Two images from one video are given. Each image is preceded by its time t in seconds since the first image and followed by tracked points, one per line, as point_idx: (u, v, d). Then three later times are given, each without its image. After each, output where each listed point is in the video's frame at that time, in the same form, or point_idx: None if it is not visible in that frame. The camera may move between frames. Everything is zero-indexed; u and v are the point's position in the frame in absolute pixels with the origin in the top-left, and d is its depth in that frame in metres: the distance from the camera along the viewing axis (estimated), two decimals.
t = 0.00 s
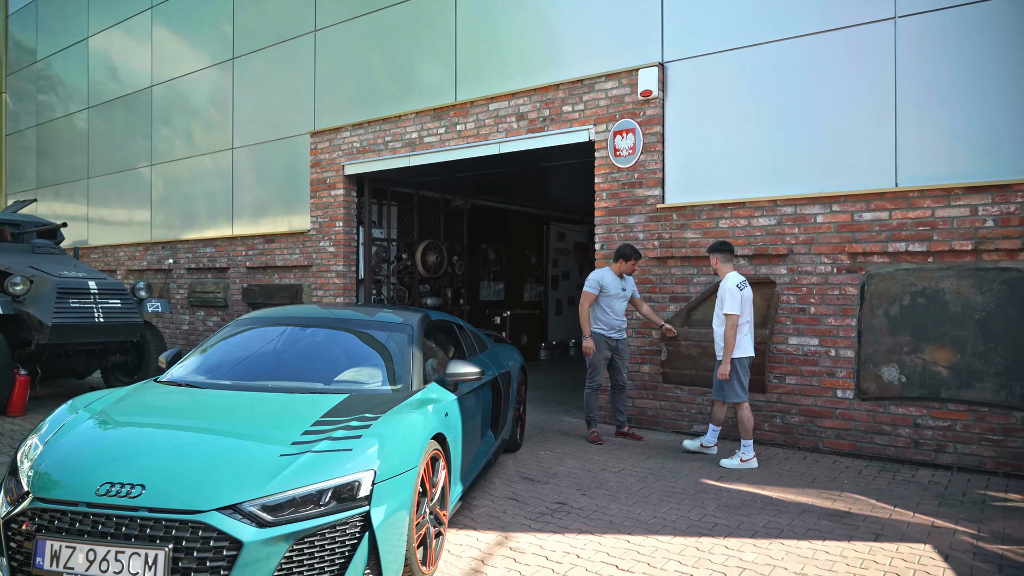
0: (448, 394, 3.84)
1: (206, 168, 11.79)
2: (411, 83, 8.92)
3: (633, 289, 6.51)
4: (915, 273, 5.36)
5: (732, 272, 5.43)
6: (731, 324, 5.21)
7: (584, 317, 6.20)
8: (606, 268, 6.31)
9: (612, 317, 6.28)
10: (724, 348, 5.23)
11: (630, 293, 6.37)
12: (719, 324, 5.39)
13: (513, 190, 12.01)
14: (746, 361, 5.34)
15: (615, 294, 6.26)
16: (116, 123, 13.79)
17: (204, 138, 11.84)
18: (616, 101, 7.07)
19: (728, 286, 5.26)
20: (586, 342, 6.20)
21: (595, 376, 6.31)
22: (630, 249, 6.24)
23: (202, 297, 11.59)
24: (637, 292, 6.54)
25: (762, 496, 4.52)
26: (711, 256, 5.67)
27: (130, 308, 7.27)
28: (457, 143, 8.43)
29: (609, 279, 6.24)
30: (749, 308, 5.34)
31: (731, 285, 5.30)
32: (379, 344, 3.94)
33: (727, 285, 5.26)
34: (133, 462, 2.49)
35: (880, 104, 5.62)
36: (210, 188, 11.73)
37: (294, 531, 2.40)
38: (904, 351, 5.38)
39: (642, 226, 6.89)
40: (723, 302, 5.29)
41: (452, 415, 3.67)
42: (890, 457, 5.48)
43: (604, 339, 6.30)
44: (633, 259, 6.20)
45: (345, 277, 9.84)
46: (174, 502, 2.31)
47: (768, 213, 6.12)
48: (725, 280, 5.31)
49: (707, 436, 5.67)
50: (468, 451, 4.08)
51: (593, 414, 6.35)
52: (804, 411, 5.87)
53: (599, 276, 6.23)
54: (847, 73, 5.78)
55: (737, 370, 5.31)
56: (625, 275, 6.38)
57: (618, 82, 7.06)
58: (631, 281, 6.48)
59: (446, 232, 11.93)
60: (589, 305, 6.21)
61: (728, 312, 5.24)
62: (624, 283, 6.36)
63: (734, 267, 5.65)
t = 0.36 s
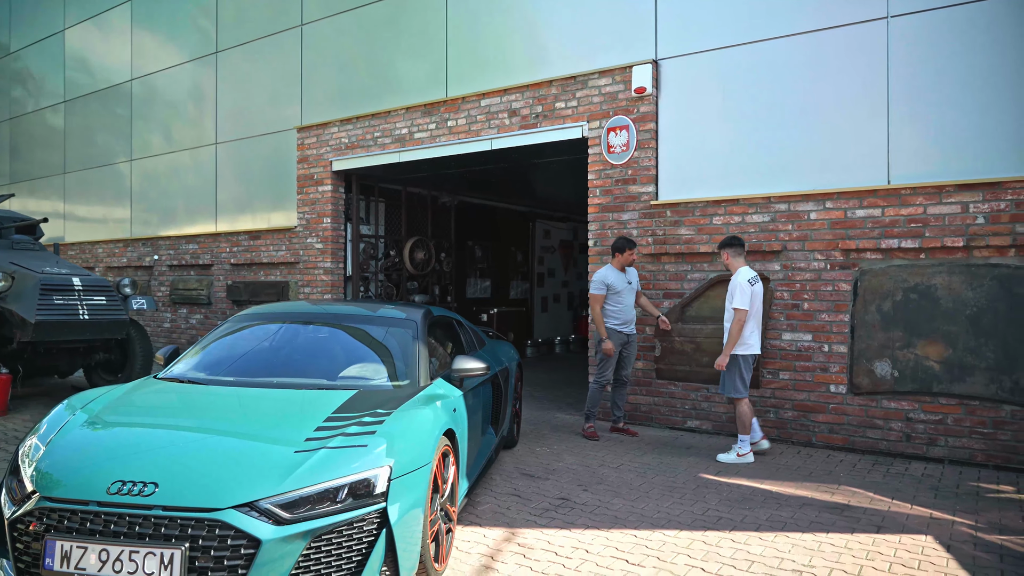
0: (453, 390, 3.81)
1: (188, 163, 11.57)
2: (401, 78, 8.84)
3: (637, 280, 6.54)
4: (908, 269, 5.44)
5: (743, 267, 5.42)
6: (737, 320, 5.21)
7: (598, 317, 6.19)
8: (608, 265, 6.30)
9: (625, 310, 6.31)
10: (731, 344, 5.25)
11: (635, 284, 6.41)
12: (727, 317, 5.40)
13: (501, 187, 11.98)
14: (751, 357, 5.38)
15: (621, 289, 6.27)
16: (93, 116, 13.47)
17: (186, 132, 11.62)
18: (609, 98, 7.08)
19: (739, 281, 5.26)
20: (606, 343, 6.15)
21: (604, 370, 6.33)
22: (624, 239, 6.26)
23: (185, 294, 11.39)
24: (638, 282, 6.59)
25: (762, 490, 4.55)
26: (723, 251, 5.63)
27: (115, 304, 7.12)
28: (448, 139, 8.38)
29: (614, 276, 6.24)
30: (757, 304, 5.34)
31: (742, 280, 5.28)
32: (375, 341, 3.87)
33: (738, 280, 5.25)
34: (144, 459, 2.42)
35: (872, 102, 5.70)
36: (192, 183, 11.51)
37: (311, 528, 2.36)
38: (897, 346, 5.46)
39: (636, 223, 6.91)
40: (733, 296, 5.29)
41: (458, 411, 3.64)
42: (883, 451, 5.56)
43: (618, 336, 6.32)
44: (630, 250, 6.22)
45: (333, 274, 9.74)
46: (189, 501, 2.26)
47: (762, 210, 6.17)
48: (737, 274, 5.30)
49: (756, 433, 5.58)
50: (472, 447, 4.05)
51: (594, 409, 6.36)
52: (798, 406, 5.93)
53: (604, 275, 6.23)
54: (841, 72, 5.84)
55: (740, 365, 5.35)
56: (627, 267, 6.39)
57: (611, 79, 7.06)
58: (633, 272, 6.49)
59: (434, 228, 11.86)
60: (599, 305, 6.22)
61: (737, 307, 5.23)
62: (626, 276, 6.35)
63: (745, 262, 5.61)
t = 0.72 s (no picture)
0: (457, 388, 3.79)
1: (165, 159, 11.32)
2: (388, 76, 8.76)
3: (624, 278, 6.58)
4: (895, 268, 5.55)
5: (755, 267, 5.48)
6: (749, 319, 5.24)
7: (597, 317, 6.14)
8: (596, 265, 6.30)
9: (617, 310, 6.35)
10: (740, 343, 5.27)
11: (624, 282, 6.44)
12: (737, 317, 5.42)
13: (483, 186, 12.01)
14: (761, 356, 5.41)
15: (613, 288, 6.30)
16: (65, 111, 13.09)
17: (164, 128, 11.37)
18: (600, 97, 7.10)
19: (750, 281, 5.30)
20: (610, 339, 6.15)
21: (598, 369, 6.33)
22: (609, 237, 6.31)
23: (163, 293, 11.16)
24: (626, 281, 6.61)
25: (758, 486, 4.60)
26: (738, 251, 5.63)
27: (96, 304, 6.95)
28: (436, 138, 8.33)
29: (604, 275, 6.25)
30: (767, 305, 5.39)
31: (753, 280, 5.33)
32: (371, 343, 3.80)
33: (750, 280, 5.29)
34: (155, 461, 2.36)
35: (860, 105, 5.80)
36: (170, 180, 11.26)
37: (330, 530, 2.32)
38: (884, 344, 5.57)
39: (626, 222, 6.94)
40: (743, 296, 5.32)
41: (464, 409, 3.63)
42: (870, 447, 5.66)
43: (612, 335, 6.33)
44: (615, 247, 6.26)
45: (317, 273, 9.62)
46: (207, 503, 2.20)
47: (752, 210, 6.24)
48: (750, 274, 5.34)
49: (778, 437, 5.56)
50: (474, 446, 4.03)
51: (585, 408, 6.36)
52: (787, 403, 6.02)
53: (595, 275, 6.21)
54: (829, 74, 5.94)
55: (746, 364, 5.38)
56: (614, 265, 6.42)
57: (602, 78, 7.08)
58: (620, 270, 6.53)
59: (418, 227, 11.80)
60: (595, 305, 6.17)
61: (748, 306, 5.27)
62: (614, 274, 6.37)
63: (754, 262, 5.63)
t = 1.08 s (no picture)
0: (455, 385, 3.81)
1: (132, 155, 11.01)
2: (366, 74, 8.69)
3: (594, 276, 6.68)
4: (870, 267, 5.75)
5: (750, 267, 5.63)
6: (754, 316, 5.38)
7: (567, 316, 6.21)
8: (567, 264, 6.39)
9: (590, 310, 6.39)
10: (752, 340, 5.37)
11: (595, 281, 6.53)
12: (740, 315, 5.54)
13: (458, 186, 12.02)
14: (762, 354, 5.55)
15: (585, 287, 6.37)
16: (23, 104, 12.62)
17: (130, 123, 11.06)
18: (581, 98, 7.18)
19: (747, 279, 5.45)
20: (575, 343, 6.19)
21: (570, 370, 6.41)
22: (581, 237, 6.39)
23: (130, 293, 10.86)
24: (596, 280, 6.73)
25: (743, 479, 4.72)
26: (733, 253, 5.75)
27: (68, 303, 6.75)
28: (416, 136, 8.30)
29: (576, 275, 6.32)
30: (767, 303, 5.53)
31: (750, 279, 5.47)
32: (357, 343, 3.78)
33: (751, 278, 5.43)
34: (166, 459, 2.34)
35: (835, 109, 5.99)
36: (138, 177, 10.96)
37: (345, 526, 2.32)
38: (859, 340, 5.77)
39: (607, 222, 7.03)
40: (743, 294, 5.46)
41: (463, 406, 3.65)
42: (845, 440, 5.85)
43: (585, 335, 6.40)
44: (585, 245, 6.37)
45: (293, 272, 9.49)
46: (221, 501, 2.19)
47: (731, 210, 6.39)
48: (748, 273, 5.48)
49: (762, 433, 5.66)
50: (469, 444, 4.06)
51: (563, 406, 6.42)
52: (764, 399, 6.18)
53: (567, 275, 6.30)
54: (806, 80, 6.12)
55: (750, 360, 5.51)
56: (585, 264, 6.52)
57: (583, 79, 7.16)
58: (591, 269, 6.64)
59: (393, 226, 11.74)
60: (566, 304, 6.25)
61: (750, 304, 5.40)
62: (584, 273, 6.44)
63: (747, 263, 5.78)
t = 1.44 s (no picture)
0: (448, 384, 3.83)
1: (91, 151, 10.66)
2: (339, 71, 8.61)
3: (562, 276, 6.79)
4: (838, 268, 5.98)
5: (736, 266, 5.77)
6: (737, 311, 5.54)
7: (543, 318, 6.27)
8: (540, 264, 6.42)
9: (562, 309, 6.51)
10: (733, 336, 5.54)
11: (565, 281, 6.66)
12: (724, 311, 5.70)
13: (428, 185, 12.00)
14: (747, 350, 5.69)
15: (559, 288, 6.46)
16: None
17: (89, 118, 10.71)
18: (558, 100, 7.26)
19: (734, 276, 5.60)
20: (548, 344, 6.32)
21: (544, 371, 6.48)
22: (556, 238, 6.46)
23: (91, 293, 10.51)
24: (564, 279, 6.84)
25: (723, 473, 4.86)
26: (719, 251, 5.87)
27: (32, 303, 6.51)
28: (390, 136, 8.26)
29: (551, 275, 6.38)
30: (750, 299, 5.70)
31: (736, 276, 5.64)
32: (342, 343, 3.76)
33: (735, 275, 5.60)
34: (174, 460, 2.32)
35: (805, 115, 6.20)
36: (97, 174, 10.62)
37: (357, 523, 2.33)
38: (828, 337, 5.99)
39: (583, 223, 7.13)
40: (728, 290, 5.61)
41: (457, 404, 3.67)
42: (815, 435, 6.06)
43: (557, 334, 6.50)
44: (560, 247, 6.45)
45: (263, 272, 9.33)
46: (234, 500, 2.19)
47: (705, 212, 6.55)
48: (733, 270, 5.65)
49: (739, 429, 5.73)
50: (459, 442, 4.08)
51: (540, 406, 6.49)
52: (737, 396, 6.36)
53: (543, 275, 6.32)
54: (777, 86, 6.32)
55: (736, 356, 5.64)
56: (555, 264, 6.60)
57: (559, 82, 7.24)
58: (559, 269, 6.74)
59: (363, 226, 11.64)
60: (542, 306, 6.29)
61: (734, 300, 5.56)
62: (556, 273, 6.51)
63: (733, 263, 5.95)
